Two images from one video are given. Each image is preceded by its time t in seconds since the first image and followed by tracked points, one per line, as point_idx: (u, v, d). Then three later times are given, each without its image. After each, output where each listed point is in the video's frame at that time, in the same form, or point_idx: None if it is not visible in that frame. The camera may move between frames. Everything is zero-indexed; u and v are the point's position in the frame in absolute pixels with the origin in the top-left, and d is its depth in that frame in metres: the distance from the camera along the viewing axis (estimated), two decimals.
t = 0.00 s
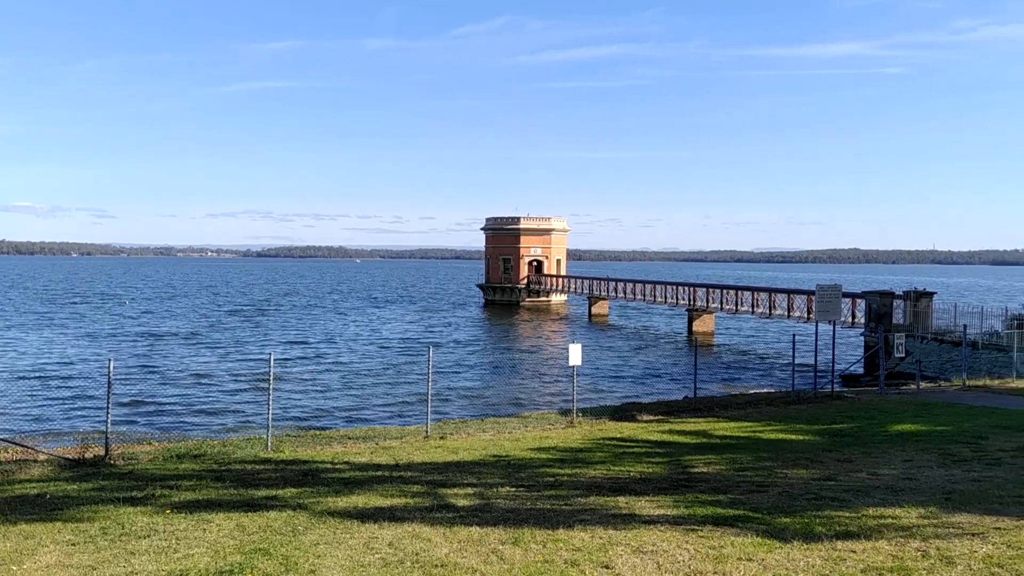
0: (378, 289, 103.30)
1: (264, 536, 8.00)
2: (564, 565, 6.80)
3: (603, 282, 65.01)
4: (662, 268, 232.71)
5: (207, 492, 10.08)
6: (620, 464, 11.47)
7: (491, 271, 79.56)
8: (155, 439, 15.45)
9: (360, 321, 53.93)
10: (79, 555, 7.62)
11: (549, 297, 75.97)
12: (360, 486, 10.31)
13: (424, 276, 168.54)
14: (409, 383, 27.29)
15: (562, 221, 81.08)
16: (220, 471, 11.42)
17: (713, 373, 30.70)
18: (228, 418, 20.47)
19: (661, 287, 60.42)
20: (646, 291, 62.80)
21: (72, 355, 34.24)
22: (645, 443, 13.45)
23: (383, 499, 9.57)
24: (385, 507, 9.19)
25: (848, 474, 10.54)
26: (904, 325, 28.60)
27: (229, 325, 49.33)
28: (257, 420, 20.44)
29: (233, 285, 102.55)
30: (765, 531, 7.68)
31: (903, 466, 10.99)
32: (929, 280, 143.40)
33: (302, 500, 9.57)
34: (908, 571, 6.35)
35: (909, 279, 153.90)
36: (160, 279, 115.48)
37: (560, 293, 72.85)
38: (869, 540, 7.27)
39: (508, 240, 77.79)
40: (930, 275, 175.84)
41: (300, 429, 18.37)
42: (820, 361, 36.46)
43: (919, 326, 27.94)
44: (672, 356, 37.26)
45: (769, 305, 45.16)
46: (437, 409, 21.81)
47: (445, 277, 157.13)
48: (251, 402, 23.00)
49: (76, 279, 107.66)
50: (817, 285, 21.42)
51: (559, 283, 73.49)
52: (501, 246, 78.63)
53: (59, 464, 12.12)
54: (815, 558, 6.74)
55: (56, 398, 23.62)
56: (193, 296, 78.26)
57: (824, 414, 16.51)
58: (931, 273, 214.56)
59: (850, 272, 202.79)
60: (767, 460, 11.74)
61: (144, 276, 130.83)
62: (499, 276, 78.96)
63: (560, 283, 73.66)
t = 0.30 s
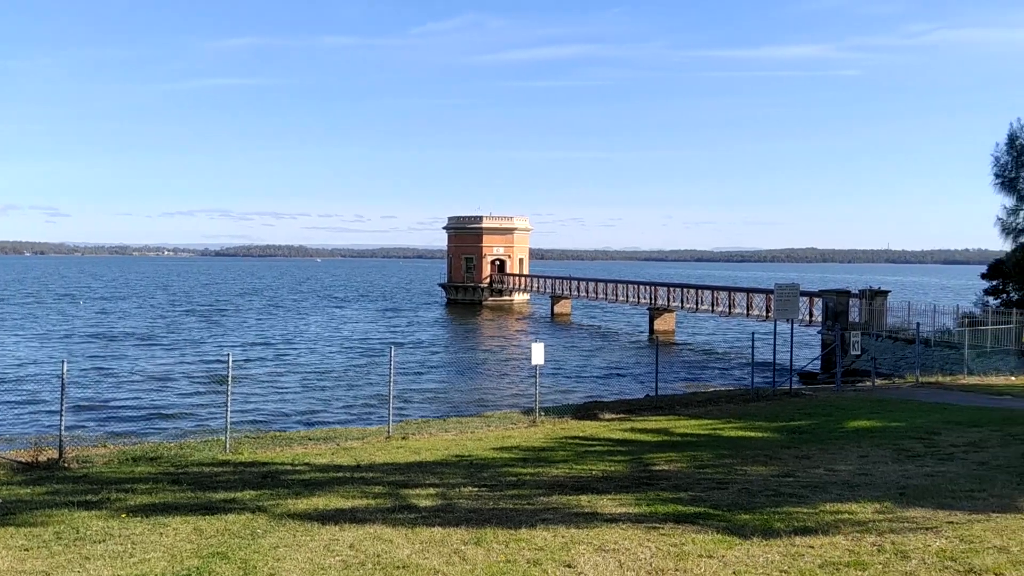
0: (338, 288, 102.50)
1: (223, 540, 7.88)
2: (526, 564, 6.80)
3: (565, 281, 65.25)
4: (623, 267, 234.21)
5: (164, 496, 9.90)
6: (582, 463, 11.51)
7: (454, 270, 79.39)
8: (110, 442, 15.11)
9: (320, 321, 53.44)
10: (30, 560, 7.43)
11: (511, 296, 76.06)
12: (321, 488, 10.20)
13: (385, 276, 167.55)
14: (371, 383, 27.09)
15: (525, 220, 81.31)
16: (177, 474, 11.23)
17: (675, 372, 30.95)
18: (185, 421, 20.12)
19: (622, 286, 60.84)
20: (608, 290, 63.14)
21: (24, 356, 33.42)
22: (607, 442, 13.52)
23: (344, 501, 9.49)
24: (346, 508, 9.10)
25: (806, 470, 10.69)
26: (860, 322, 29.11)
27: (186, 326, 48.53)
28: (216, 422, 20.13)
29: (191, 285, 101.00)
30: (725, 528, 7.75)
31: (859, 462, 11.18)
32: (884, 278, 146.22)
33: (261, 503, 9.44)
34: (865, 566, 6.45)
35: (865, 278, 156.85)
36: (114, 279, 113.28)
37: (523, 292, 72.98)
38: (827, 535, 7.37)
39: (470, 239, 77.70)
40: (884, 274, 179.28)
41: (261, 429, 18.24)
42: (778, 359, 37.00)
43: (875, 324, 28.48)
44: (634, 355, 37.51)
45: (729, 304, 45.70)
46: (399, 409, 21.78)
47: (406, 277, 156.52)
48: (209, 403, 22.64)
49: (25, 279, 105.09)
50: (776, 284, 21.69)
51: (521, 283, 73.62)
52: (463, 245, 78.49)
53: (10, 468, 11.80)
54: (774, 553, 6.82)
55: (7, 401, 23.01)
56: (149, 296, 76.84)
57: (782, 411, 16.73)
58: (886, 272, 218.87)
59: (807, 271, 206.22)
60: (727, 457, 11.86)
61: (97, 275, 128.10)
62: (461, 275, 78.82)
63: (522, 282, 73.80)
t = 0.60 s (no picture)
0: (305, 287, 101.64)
1: (188, 543, 7.76)
2: (495, 564, 6.78)
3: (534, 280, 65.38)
4: (592, 267, 235.18)
5: (127, 498, 9.73)
6: (551, 462, 11.52)
7: (422, 269, 79.18)
8: (71, 444, 14.83)
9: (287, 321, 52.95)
10: None
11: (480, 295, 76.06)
12: (288, 489, 10.10)
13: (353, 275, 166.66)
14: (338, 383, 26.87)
15: (494, 219, 81.36)
16: (140, 476, 11.05)
17: (642, 371, 31.14)
18: (149, 422, 19.81)
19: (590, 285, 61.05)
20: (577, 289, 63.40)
21: None
22: (576, 441, 13.55)
23: (312, 502, 9.40)
24: (314, 509, 9.02)
25: (772, 467, 10.80)
26: (824, 321, 29.48)
27: (150, 326, 47.83)
28: (180, 423, 19.85)
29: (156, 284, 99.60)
30: (693, 526, 7.80)
31: (824, 459, 11.32)
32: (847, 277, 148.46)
33: (227, 505, 9.32)
34: (829, 561, 6.51)
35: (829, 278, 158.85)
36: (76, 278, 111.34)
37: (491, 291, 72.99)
38: (793, 532, 7.45)
39: (439, 237, 77.55)
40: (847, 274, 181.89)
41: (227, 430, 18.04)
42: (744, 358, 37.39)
43: (838, 323, 28.87)
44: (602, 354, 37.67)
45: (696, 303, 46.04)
46: (368, 408, 21.69)
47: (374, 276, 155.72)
48: (174, 405, 22.32)
49: None
50: (742, 283, 21.88)
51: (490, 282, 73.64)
52: (432, 244, 78.31)
53: None
54: (741, 551, 6.87)
55: None
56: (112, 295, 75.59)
57: (748, 409, 16.89)
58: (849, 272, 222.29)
59: (772, 271, 208.56)
60: (694, 455, 11.94)
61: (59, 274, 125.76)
62: (430, 274, 78.64)
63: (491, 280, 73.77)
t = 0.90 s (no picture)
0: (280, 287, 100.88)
1: (160, 545, 7.68)
2: (472, 565, 6.76)
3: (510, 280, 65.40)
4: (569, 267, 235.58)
5: (99, 500, 9.60)
6: (528, 461, 11.52)
7: (398, 268, 78.90)
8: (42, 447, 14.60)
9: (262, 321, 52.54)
10: None
11: (457, 294, 75.94)
12: (263, 490, 10.01)
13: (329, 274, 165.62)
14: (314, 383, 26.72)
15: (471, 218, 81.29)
16: (112, 477, 10.91)
17: (619, 371, 31.28)
18: (122, 424, 19.57)
19: (567, 284, 61.17)
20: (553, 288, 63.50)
21: None
22: (553, 440, 13.56)
23: (288, 503, 9.34)
24: (290, 510, 8.95)
25: (747, 466, 10.87)
26: (799, 319, 29.74)
27: (122, 326, 47.26)
28: (153, 424, 19.63)
29: (128, 284, 98.37)
30: (669, 524, 7.84)
31: (798, 457, 11.41)
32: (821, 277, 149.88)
33: (201, 506, 9.23)
34: (803, 559, 6.56)
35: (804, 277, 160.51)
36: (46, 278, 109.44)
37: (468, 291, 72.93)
38: (768, 530, 7.50)
39: (415, 237, 77.33)
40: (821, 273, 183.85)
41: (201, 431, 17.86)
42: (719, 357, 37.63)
43: (813, 322, 29.13)
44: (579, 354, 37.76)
45: (672, 303, 46.25)
46: (344, 409, 21.58)
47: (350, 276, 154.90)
48: (146, 405, 22.08)
49: None
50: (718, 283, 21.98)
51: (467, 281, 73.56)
52: (408, 243, 78.07)
53: None
54: (717, 549, 6.90)
55: None
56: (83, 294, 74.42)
57: (723, 408, 17.00)
58: (822, 271, 224.60)
59: (748, 271, 210.06)
60: (670, 454, 12.00)
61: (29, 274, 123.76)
62: (406, 273, 78.39)
63: (467, 279, 73.66)
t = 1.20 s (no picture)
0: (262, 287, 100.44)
1: (141, 546, 7.62)
2: (455, 565, 6.75)
3: (493, 279, 65.42)
4: (551, 267, 235.82)
5: (79, 502, 9.51)
6: (511, 461, 11.52)
7: (381, 268, 78.70)
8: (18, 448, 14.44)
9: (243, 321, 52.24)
10: None
11: (439, 294, 75.86)
12: (244, 491, 9.94)
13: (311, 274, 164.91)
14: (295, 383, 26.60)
15: (453, 218, 81.24)
16: (91, 479, 10.81)
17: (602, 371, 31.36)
18: (100, 425, 19.41)
19: (550, 284, 61.23)
20: (536, 288, 63.58)
21: None
22: (536, 440, 13.56)
23: (270, 503, 9.29)
24: (271, 511, 8.91)
25: (728, 465, 10.94)
26: (779, 319, 29.95)
27: (100, 326, 46.83)
28: (132, 425, 19.48)
29: (107, 284, 97.53)
30: (651, 523, 7.86)
31: (779, 456, 11.49)
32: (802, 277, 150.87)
33: (182, 507, 9.17)
34: (784, 557, 6.61)
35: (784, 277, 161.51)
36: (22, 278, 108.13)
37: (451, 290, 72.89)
38: (749, 529, 7.54)
39: (398, 236, 77.18)
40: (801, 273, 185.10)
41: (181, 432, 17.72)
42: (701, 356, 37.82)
43: (793, 322, 29.34)
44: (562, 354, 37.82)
45: (654, 302, 46.39)
46: (326, 409, 21.51)
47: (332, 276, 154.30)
48: (126, 407, 21.90)
49: None
50: (701, 282, 22.08)
51: (449, 281, 73.52)
52: (391, 243, 77.90)
53: None
54: (699, 547, 6.94)
55: None
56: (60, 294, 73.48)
57: (706, 408, 17.10)
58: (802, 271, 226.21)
59: (729, 271, 211.14)
60: (652, 453, 12.04)
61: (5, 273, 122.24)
62: (388, 273, 78.22)
63: (450, 279, 73.57)
